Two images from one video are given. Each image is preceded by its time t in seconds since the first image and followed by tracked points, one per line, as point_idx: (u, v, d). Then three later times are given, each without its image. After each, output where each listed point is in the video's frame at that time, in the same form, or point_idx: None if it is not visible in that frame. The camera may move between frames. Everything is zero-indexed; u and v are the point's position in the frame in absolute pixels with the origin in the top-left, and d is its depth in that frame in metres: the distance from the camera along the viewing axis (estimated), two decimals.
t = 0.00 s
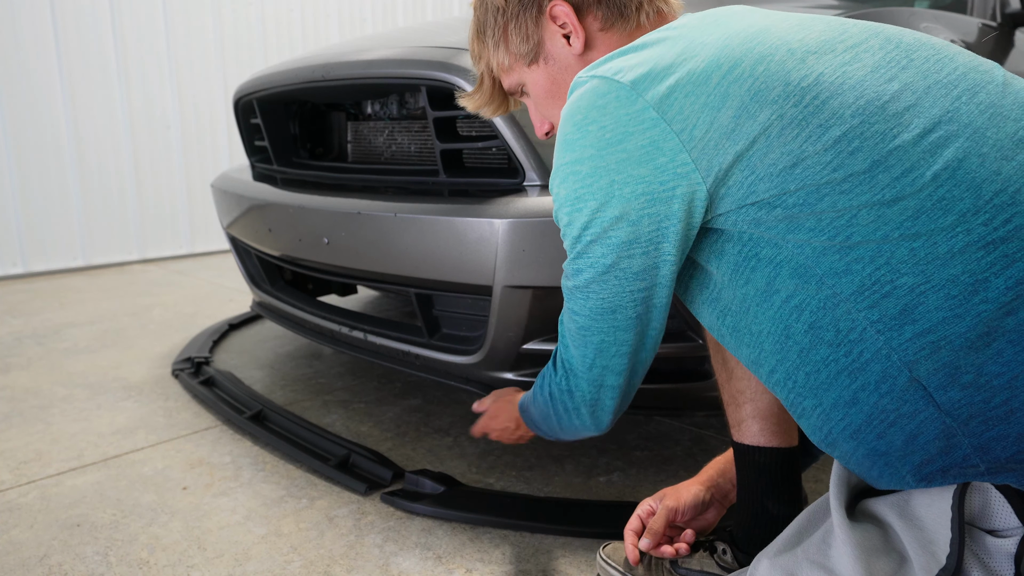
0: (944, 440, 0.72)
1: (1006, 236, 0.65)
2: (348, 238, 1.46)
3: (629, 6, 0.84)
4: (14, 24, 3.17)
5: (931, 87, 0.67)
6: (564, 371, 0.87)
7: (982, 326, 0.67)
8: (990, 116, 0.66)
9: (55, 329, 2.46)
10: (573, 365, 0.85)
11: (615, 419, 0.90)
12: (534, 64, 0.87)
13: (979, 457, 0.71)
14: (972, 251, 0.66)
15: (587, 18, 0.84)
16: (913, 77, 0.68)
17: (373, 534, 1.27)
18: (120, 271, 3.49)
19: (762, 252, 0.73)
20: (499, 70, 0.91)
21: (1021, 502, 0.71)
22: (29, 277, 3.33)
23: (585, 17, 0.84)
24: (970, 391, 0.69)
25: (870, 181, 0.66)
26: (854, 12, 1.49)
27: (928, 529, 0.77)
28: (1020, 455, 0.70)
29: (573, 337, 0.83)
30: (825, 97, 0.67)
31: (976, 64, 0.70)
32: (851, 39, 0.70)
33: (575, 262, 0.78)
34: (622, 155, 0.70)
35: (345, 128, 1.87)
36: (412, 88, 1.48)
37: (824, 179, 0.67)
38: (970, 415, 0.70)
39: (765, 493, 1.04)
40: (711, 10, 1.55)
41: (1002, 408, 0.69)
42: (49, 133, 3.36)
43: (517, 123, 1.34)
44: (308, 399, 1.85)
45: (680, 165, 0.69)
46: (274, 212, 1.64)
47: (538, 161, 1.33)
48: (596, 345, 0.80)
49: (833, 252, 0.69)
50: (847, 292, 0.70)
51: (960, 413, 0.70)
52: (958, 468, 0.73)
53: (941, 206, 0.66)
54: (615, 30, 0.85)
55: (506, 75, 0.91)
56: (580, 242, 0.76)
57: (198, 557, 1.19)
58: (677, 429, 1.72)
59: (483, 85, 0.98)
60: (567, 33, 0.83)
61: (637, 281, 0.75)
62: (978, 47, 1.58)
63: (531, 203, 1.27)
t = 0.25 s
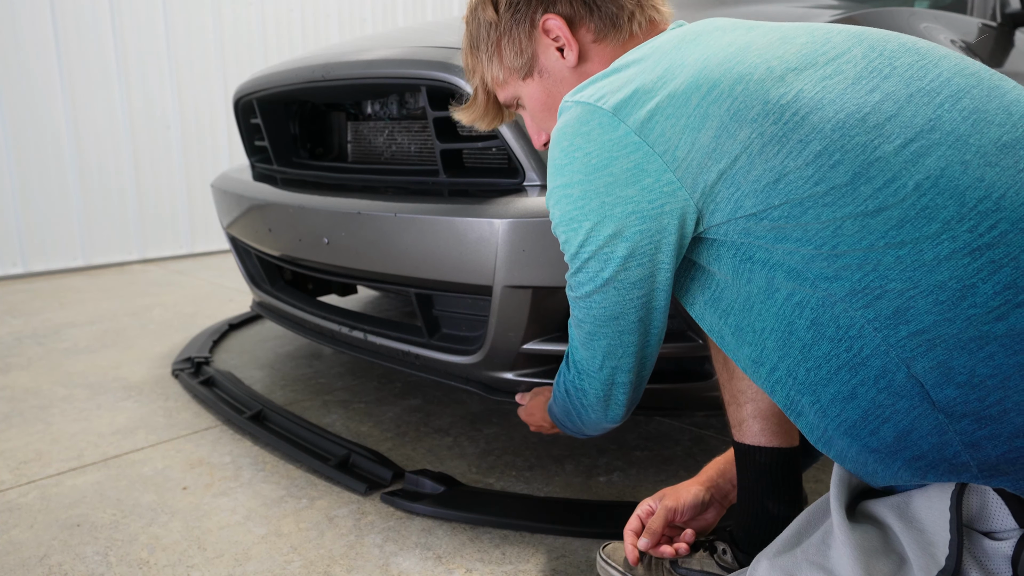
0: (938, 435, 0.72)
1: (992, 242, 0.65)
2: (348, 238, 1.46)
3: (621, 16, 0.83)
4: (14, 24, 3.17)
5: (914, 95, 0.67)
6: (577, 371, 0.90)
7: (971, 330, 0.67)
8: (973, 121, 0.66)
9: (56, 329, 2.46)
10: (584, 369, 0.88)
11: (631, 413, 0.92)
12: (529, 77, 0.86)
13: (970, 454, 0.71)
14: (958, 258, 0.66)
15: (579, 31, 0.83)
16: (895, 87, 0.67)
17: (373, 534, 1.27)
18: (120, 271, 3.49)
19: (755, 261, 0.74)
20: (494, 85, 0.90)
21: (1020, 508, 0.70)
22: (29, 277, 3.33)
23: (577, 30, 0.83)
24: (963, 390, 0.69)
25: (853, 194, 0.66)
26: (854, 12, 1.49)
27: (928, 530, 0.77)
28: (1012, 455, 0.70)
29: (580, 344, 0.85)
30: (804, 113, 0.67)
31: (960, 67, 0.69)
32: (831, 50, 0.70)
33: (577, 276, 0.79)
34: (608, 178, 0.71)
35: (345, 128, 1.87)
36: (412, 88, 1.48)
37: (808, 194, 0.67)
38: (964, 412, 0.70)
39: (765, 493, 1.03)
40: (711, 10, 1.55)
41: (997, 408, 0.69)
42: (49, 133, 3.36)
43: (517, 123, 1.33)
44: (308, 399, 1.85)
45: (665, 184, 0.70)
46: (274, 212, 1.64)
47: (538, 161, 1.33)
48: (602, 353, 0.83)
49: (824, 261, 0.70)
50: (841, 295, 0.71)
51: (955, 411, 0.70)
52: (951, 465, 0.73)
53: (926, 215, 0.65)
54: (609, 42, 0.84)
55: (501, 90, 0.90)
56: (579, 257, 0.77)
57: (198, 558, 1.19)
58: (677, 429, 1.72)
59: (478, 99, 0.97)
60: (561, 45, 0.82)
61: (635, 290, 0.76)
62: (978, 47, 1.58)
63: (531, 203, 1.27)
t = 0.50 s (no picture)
0: (942, 438, 0.72)
1: (993, 244, 0.65)
2: (348, 238, 1.46)
3: (617, 19, 0.83)
4: (14, 24, 3.18)
5: (915, 99, 0.66)
6: (568, 373, 0.90)
7: (972, 331, 0.67)
8: (973, 124, 0.65)
9: (56, 329, 2.46)
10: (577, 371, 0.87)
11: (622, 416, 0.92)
12: (526, 81, 0.85)
13: (973, 456, 0.72)
14: (959, 260, 0.66)
15: (577, 35, 0.82)
16: (896, 90, 0.67)
17: (373, 534, 1.27)
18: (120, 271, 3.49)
19: (756, 265, 0.74)
20: (491, 88, 0.89)
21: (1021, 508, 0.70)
22: (29, 277, 3.33)
23: (575, 34, 0.82)
24: (965, 391, 0.69)
25: (855, 196, 0.66)
26: (854, 12, 1.49)
27: (927, 528, 0.76)
28: (1015, 454, 0.70)
29: (573, 346, 0.85)
30: (805, 117, 0.67)
31: (959, 70, 0.69)
32: (830, 54, 0.70)
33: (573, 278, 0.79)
34: (609, 181, 0.71)
35: (345, 128, 1.87)
36: (412, 88, 1.48)
37: (809, 197, 0.67)
38: (966, 414, 0.70)
39: (765, 493, 1.04)
40: (711, 10, 1.55)
41: (998, 409, 0.69)
42: (48, 133, 3.36)
43: (517, 123, 1.33)
44: (308, 399, 1.85)
45: (666, 188, 0.70)
46: (274, 212, 1.64)
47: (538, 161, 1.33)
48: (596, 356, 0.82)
49: (826, 263, 0.70)
50: (843, 296, 0.71)
51: (957, 413, 0.70)
52: (952, 466, 0.73)
53: (926, 217, 0.65)
54: (606, 45, 0.83)
55: (498, 93, 0.89)
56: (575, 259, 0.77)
57: (198, 558, 1.19)
58: (678, 429, 1.72)
59: (473, 102, 0.96)
60: (558, 50, 0.82)
61: (631, 293, 0.76)
62: (978, 47, 1.58)
63: (531, 203, 1.27)
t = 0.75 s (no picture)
0: (942, 440, 0.71)
1: (993, 237, 0.65)
2: (348, 238, 1.46)
3: (617, 16, 0.78)
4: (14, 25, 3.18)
5: (915, 91, 0.67)
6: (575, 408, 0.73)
7: (972, 327, 0.66)
8: (974, 118, 0.66)
9: (56, 329, 2.46)
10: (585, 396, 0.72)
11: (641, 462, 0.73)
12: (527, 79, 0.79)
13: (975, 456, 0.71)
14: (959, 254, 0.65)
15: (575, 32, 0.77)
16: (897, 82, 0.67)
17: (373, 534, 1.27)
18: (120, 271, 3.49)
19: (757, 261, 0.71)
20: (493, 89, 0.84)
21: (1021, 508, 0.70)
22: (29, 277, 3.33)
23: (573, 31, 0.77)
24: (964, 392, 0.69)
25: (859, 185, 0.65)
26: (854, 12, 1.49)
27: (923, 524, 0.76)
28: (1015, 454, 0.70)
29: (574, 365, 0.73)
30: (813, 101, 0.66)
31: (958, 67, 0.69)
32: (834, 44, 0.69)
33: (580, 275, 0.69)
34: (621, 158, 0.65)
35: (345, 128, 1.87)
36: (412, 88, 1.48)
37: (815, 183, 0.66)
38: (967, 414, 0.70)
39: (764, 493, 1.04)
40: (711, 11, 1.55)
41: (997, 408, 0.69)
42: (49, 133, 3.36)
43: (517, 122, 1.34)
44: (308, 399, 1.85)
45: (677, 167, 0.66)
46: (274, 212, 1.64)
47: (538, 161, 1.33)
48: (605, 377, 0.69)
49: (829, 258, 0.68)
50: (845, 295, 0.69)
51: (957, 414, 0.70)
52: (954, 466, 0.73)
53: (927, 210, 0.65)
54: (605, 43, 0.78)
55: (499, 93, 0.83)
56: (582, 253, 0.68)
57: (198, 558, 1.19)
58: (678, 429, 1.72)
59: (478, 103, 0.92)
60: (558, 46, 0.77)
61: (646, 290, 0.67)
62: (978, 47, 1.58)
63: (531, 203, 1.27)
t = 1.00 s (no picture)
0: (948, 436, 0.69)
1: (1009, 232, 0.63)
2: (348, 238, 1.46)
3: (617, 15, 0.77)
4: (14, 24, 3.18)
5: (932, 85, 0.65)
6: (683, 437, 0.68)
7: (983, 323, 0.65)
8: (989, 113, 0.65)
9: (56, 329, 2.46)
10: (697, 421, 0.66)
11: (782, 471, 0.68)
12: (527, 79, 0.79)
13: (981, 453, 0.69)
14: (978, 249, 0.63)
15: (576, 30, 0.76)
16: (913, 75, 0.65)
17: (373, 534, 1.27)
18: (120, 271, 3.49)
19: (777, 267, 0.66)
20: (493, 88, 0.83)
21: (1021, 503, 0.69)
22: (29, 277, 3.33)
23: (574, 30, 0.76)
24: (970, 390, 0.67)
25: (882, 177, 0.63)
26: (854, 12, 1.49)
27: (923, 521, 0.76)
28: None
29: (671, 396, 0.68)
30: (836, 90, 0.63)
31: (968, 64, 0.69)
32: (849, 36, 0.68)
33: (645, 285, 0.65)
34: (653, 146, 0.62)
35: (345, 128, 1.87)
36: (412, 88, 1.48)
37: (840, 175, 0.63)
38: (973, 411, 0.67)
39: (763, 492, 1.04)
40: (711, 10, 1.55)
41: (1003, 404, 0.67)
42: (49, 133, 3.36)
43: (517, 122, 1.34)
44: (309, 399, 1.85)
45: (700, 156, 0.62)
46: (274, 212, 1.64)
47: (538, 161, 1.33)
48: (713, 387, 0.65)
49: (847, 255, 0.64)
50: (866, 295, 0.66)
51: (963, 411, 0.68)
52: (960, 464, 0.70)
53: (948, 203, 0.63)
54: (605, 42, 0.77)
55: (498, 91, 0.83)
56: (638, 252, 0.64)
57: (198, 558, 1.19)
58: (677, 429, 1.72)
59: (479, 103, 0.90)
60: (558, 45, 0.76)
61: (717, 278, 0.64)
62: (978, 47, 1.58)
63: (531, 203, 1.27)
